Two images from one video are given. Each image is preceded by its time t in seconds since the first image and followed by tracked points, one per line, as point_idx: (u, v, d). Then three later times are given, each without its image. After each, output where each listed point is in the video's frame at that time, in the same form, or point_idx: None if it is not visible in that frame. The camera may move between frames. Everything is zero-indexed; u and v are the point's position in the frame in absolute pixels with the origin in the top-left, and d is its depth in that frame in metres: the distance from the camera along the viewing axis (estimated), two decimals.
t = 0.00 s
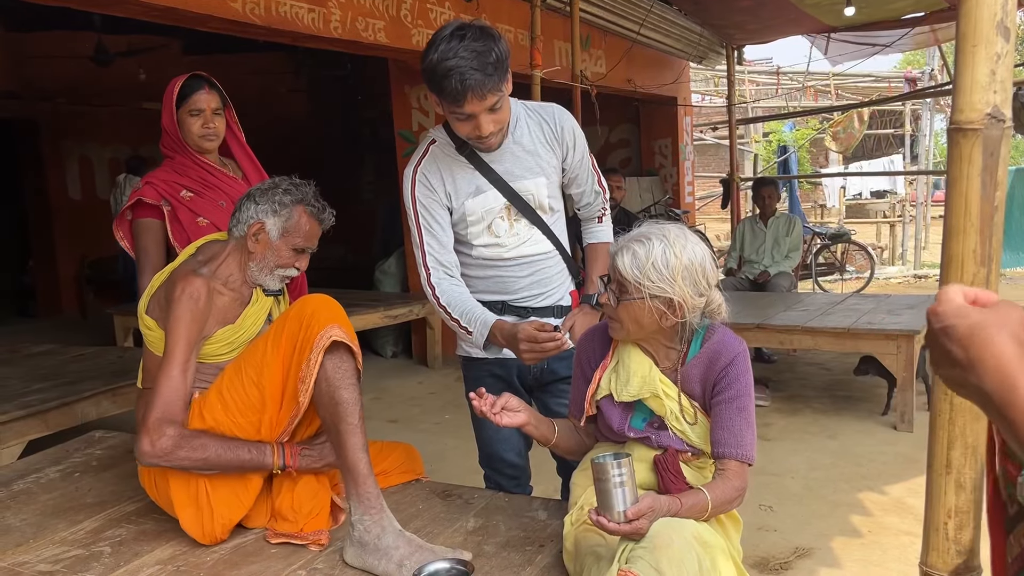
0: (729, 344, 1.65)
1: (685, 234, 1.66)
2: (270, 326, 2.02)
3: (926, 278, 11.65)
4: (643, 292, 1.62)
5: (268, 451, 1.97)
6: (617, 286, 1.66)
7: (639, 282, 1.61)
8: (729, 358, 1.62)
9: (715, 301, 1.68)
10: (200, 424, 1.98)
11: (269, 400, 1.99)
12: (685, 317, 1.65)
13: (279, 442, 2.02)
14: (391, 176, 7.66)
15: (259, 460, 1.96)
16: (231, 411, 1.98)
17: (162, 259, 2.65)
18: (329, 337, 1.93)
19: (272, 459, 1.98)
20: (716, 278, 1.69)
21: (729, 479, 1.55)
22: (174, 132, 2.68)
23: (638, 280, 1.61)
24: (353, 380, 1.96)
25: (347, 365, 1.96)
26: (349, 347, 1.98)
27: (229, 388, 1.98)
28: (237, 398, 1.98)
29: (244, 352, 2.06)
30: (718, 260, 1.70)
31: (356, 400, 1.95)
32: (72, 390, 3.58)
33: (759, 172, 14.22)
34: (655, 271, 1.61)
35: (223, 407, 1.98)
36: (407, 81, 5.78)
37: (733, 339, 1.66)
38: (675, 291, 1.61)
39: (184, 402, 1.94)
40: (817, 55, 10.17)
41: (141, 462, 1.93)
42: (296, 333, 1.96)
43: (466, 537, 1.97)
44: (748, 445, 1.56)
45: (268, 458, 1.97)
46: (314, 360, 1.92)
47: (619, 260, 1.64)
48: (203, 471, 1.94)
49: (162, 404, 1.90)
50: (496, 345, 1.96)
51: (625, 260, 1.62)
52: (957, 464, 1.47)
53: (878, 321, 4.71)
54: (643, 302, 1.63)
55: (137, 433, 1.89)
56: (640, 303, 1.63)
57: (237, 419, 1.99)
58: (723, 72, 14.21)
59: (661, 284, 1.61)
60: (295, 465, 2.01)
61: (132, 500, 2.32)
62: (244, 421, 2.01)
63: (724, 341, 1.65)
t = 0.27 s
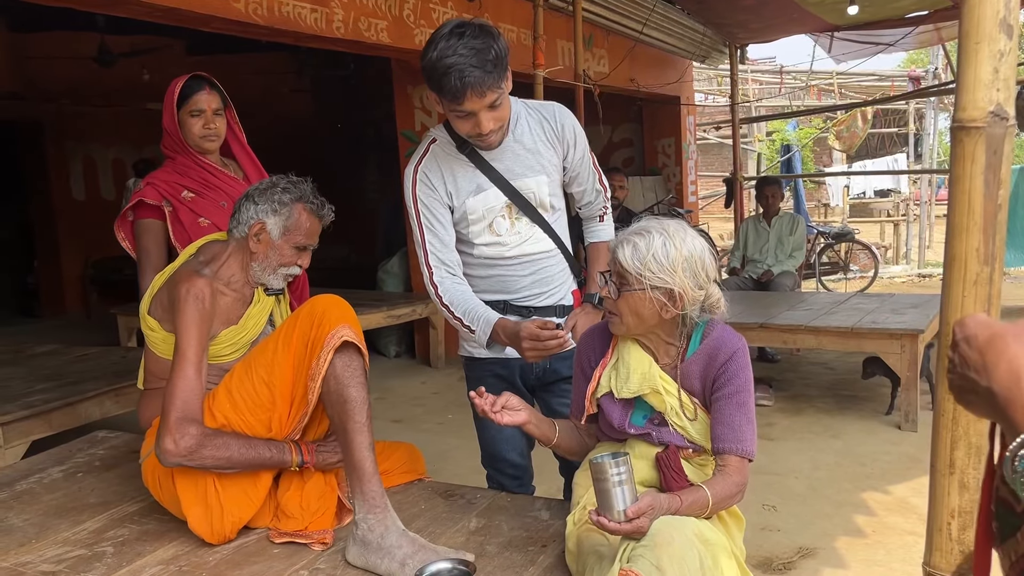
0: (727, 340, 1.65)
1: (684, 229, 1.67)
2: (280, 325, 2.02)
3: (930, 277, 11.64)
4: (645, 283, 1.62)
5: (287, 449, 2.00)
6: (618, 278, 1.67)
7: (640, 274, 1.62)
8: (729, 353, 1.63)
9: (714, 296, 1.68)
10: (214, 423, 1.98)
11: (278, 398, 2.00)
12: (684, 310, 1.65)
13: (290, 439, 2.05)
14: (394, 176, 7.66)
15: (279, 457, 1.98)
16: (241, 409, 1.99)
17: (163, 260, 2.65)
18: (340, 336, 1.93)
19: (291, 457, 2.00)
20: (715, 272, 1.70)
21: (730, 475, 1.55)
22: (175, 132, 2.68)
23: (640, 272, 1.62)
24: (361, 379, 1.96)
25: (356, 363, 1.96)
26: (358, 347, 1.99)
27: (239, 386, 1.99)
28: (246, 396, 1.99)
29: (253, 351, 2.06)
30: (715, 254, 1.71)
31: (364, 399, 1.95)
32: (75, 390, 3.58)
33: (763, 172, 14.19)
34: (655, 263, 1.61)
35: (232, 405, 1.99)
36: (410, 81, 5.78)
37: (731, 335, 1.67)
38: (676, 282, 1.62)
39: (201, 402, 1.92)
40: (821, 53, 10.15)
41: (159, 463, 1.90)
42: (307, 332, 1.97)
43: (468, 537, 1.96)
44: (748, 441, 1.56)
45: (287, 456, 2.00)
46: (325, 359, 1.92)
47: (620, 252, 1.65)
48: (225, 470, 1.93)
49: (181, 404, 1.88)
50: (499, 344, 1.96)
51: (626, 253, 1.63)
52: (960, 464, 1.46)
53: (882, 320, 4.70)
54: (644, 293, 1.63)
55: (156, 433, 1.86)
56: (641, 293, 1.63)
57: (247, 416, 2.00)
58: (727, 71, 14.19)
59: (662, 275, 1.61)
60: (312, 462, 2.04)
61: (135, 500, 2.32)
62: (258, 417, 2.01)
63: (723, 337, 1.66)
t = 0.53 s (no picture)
0: (731, 338, 1.65)
1: (687, 225, 1.69)
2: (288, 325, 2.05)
3: (936, 276, 11.62)
4: (664, 278, 1.62)
5: (261, 455, 1.95)
6: (631, 276, 1.66)
7: (658, 269, 1.62)
8: (733, 351, 1.63)
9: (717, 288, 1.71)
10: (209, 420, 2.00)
11: (282, 397, 2.01)
12: (697, 302, 1.67)
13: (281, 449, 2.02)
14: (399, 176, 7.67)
15: (250, 465, 1.94)
16: (243, 407, 2.01)
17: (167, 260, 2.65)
18: (346, 334, 1.94)
19: (264, 465, 1.95)
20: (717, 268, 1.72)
21: (732, 472, 1.54)
22: (179, 132, 2.68)
23: (657, 267, 1.62)
24: (367, 379, 1.97)
25: (363, 362, 1.98)
26: (365, 345, 2.00)
27: (243, 384, 2.01)
28: (250, 394, 2.00)
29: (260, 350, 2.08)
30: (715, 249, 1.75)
31: (369, 398, 1.96)
32: (81, 389, 3.59)
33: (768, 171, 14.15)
34: (672, 257, 1.62)
35: (235, 403, 2.00)
36: (415, 80, 5.78)
37: (736, 333, 1.67)
38: (692, 276, 1.63)
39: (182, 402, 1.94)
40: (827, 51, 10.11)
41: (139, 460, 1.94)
42: (314, 331, 1.99)
43: (472, 537, 1.96)
44: (751, 437, 1.56)
45: (259, 463, 1.95)
46: (331, 356, 1.94)
47: (636, 249, 1.63)
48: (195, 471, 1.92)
49: (159, 401, 1.89)
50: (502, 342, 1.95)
51: (642, 249, 1.63)
52: (965, 463, 1.46)
53: (888, 320, 4.68)
54: (661, 287, 1.63)
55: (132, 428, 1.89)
56: (661, 288, 1.63)
57: (249, 414, 2.01)
58: (732, 70, 14.16)
59: (679, 269, 1.62)
60: (286, 472, 1.97)
61: (140, 500, 2.33)
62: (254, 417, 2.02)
63: (728, 335, 1.66)
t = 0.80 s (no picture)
0: (741, 336, 1.65)
1: (693, 223, 1.68)
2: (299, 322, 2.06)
3: (944, 275, 11.59)
4: (678, 280, 1.63)
5: (202, 450, 1.89)
6: (645, 279, 1.65)
7: (672, 272, 1.62)
8: (742, 349, 1.63)
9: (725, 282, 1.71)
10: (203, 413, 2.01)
11: (289, 393, 2.01)
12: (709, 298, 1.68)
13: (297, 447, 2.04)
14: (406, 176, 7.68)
15: (191, 459, 1.88)
16: (247, 401, 2.00)
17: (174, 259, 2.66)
18: (358, 331, 1.95)
19: (203, 461, 1.88)
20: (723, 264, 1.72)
21: (740, 471, 1.54)
22: (186, 132, 2.69)
23: (671, 271, 1.62)
24: (377, 377, 1.97)
25: (373, 360, 1.98)
26: (376, 343, 2.00)
27: (249, 377, 2.02)
28: (255, 388, 2.01)
29: (269, 348, 2.09)
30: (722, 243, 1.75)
31: (379, 397, 1.96)
32: (90, 388, 3.61)
33: (776, 170, 14.11)
34: (684, 260, 1.62)
35: (237, 396, 2.01)
36: (422, 80, 5.78)
37: (745, 331, 1.67)
38: (704, 272, 1.64)
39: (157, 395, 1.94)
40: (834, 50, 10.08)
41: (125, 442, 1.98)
42: (325, 328, 2.00)
43: (480, 536, 1.97)
44: (759, 436, 1.56)
45: (199, 459, 1.88)
46: (341, 353, 1.94)
47: (648, 254, 1.62)
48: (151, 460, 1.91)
49: (132, 390, 1.91)
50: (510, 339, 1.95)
51: (654, 255, 1.61)
52: (975, 462, 1.45)
53: (896, 319, 4.66)
54: (678, 290, 1.64)
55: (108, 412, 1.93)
56: (678, 290, 1.64)
57: (251, 408, 2.00)
58: (739, 69, 14.12)
59: (692, 269, 1.63)
60: (222, 472, 1.88)
61: (149, 497, 2.34)
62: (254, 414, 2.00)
63: (736, 332, 1.66)
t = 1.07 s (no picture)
0: (752, 338, 1.66)
1: (698, 224, 1.67)
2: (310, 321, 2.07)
3: (955, 275, 11.54)
4: (687, 287, 1.62)
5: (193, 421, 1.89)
6: (653, 289, 1.64)
7: (679, 281, 1.61)
8: (753, 351, 1.64)
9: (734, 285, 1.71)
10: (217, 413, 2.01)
11: (302, 393, 2.01)
12: (719, 300, 1.68)
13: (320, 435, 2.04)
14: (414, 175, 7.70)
15: (184, 430, 1.88)
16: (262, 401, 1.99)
17: (185, 258, 2.67)
18: (371, 330, 1.95)
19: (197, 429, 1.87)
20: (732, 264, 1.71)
21: (751, 473, 1.54)
22: (197, 131, 2.71)
23: (678, 279, 1.60)
24: (388, 376, 1.97)
25: (384, 360, 1.98)
26: (386, 341, 2.01)
27: (261, 378, 2.00)
28: (269, 388, 1.99)
29: (279, 348, 2.09)
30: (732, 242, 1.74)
31: (390, 396, 1.97)
32: (101, 386, 3.64)
33: (785, 169, 14.06)
34: (690, 266, 1.61)
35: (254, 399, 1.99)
36: (431, 79, 5.78)
37: (756, 333, 1.68)
38: (713, 276, 1.63)
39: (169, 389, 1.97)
40: (844, 49, 10.03)
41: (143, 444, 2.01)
42: (337, 327, 2.00)
43: (490, 535, 1.97)
44: (771, 437, 1.56)
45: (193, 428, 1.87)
46: (356, 353, 1.94)
47: (653, 264, 1.60)
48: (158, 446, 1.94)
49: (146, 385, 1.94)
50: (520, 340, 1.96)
51: (660, 265, 1.60)
52: (989, 463, 1.45)
53: (906, 319, 4.64)
54: (687, 297, 1.63)
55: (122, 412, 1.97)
56: (685, 298, 1.63)
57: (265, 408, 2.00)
58: (748, 68, 14.09)
59: (700, 276, 1.62)
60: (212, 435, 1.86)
61: (161, 496, 2.35)
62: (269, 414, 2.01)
63: (747, 335, 1.67)
